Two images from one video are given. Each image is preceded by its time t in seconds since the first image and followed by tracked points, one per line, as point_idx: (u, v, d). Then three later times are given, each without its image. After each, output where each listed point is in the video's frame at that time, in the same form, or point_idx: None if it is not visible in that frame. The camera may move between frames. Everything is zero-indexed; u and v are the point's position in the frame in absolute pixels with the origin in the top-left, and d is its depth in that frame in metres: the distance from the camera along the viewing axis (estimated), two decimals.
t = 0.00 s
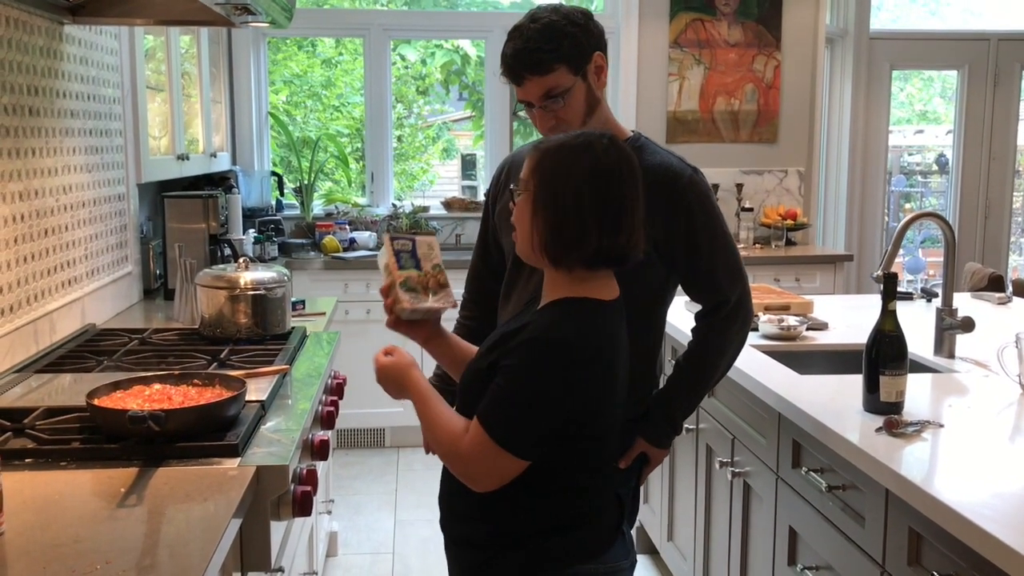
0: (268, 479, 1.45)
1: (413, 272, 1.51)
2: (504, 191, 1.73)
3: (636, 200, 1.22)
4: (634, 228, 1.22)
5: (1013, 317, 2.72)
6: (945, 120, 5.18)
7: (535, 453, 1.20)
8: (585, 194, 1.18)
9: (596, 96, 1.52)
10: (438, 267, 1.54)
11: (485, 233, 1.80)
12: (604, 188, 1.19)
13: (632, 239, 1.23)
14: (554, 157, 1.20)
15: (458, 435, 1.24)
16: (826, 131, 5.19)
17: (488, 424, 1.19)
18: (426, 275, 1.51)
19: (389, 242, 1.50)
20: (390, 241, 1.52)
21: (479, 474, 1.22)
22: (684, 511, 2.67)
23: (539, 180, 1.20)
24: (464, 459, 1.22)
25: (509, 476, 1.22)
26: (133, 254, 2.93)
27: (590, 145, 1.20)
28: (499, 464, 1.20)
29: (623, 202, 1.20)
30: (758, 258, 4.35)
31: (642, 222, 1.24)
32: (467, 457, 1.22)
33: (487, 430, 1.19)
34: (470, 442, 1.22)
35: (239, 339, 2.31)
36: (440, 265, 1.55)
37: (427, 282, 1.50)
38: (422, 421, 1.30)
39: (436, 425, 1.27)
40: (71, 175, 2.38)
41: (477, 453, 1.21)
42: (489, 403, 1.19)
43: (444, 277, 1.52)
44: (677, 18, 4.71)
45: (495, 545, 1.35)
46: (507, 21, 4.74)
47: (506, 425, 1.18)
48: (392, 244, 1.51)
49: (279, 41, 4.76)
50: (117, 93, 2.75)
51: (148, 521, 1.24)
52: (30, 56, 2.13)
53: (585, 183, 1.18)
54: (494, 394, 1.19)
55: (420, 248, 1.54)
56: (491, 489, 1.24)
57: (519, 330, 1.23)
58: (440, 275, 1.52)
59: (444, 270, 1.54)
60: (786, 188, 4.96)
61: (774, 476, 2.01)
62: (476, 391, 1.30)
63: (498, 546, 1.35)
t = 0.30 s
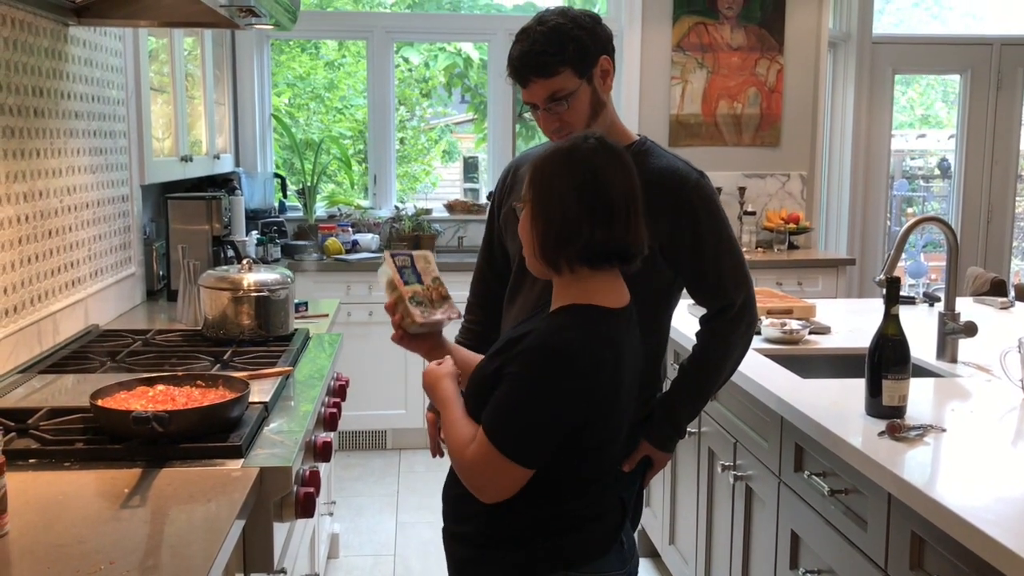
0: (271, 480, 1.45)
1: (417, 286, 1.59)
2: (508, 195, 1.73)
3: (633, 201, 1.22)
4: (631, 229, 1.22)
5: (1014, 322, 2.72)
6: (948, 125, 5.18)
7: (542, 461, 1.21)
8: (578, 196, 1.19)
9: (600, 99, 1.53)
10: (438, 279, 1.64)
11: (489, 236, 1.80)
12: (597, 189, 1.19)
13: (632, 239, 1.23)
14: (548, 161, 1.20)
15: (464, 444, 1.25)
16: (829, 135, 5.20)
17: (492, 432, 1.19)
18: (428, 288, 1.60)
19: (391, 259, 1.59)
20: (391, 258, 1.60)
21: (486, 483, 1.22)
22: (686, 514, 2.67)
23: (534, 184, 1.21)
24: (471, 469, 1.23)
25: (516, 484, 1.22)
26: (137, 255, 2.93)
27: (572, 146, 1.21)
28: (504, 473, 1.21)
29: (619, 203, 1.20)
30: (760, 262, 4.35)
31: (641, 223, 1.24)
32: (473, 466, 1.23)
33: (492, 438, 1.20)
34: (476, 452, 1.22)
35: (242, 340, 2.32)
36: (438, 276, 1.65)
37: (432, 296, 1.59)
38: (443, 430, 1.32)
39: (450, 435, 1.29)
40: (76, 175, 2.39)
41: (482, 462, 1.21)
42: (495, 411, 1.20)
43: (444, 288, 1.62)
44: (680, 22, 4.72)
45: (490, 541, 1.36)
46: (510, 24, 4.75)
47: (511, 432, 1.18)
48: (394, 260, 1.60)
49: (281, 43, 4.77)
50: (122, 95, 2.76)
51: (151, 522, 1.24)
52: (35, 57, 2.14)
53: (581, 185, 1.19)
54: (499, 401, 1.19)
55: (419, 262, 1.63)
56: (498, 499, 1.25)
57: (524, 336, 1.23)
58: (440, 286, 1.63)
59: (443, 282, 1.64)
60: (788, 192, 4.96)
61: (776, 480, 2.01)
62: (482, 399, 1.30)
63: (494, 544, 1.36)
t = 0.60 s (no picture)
0: (268, 482, 1.45)
1: (411, 296, 1.60)
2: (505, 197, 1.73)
3: (622, 204, 1.22)
4: (618, 231, 1.22)
5: (1012, 323, 2.72)
6: (945, 126, 5.19)
7: (537, 466, 1.21)
8: (564, 201, 1.19)
9: (598, 101, 1.53)
10: (433, 290, 1.65)
11: (488, 239, 1.81)
12: (584, 193, 1.19)
13: (622, 241, 1.23)
14: (532, 166, 1.21)
15: (458, 451, 1.26)
16: (827, 136, 5.20)
17: (487, 439, 1.20)
18: (423, 298, 1.61)
19: (382, 275, 1.62)
20: (382, 273, 1.63)
21: (479, 489, 1.23)
22: (684, 516, 2.67)
23: (520, 189, 1.22)
24: (464, 475, 1.24)
25: (510, 491, 1.23)
26: (135, 256, 2.93)
27: (551, 150, 1.21)
28: (498, 478, 1.21)
29: (602, 206, 1.20)
30: (759, 263, 4.36)
31: (630, 225, 1.24)
32: (466, 472, 1.24)
33: (487, 445, 1.20)
34: (469, 458, 1.23)
35: (241, 341, 2.32)
36: (434, 288, 1.67)
37: (427, 304, 1.60)
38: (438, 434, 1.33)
39: (445, 440, 1.29)
40: (74, 177, 2.39)
41: (476, 469, 1.22)
42: (488, 417, 1.20)
43: (439, 298, 1.63)
44: (678, 23, 4.72)
45: (484, 544, 1.36)
46: (508, 25, 4.75)
47: (505, 439, 1.19)
48: (386, 275, 1.62)
49: (280, 44, 4.78)
50: (120, 96, 2.76)
51: (149, 523, 1.24)
52: (33, 58, 2.14)
53: (568, 190, 1.19)
54: (493, 408, 1.20)
55: (412, 275, 1.65)
56: (492, 505, 1.25)
57: (518, 342, 1.24)
58: (436, 295, 1.63)
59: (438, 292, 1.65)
60: (786, 193, 4.96)
61: (774, 481, 2.01)
62: (477, 404, 1.30)
63: (489, 546, 1.36)
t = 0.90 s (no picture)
0: (260, 479, 1.45)
1: (404, 294, 1.60)
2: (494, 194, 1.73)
3: (609, 203, 1.22)
4: (605, 230, 1.22)
5: (1003, 322, 2.73)
6: (938, 126, 5.20)
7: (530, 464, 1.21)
8: (551, 201, 1.18)
9: (588, 100, 1.53)
10: (427, 288, 1.64)
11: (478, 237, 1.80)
12: (569, 193, 1.18)
13: (609, 239, 1.23)
14: (514, 165, 1.20)
15: (449, 444, 1.25)
16: (820, 136, 5.21)
17: (478, 436, 1.20)
18: (417, 296, 1.61)
19: (377, 272, 1.63)
20: (377, 270, 1.63)
21: (466, 484, 1.23)
22: (677, 514, 2.68)
23: (502, 190, 1.21)
24: (455, 470, 1.23)
25: (498, 487, 1.23)
26: (127, 254, 2.92)
27: (530, 151, 1.20)
28: (488, 474, 1.21)
29: (587, 204, 1.19)
30: (751, 262, 4.36)
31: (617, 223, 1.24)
32: (456, 466, 1.23)
33: (478, 442, 1.20)
34: (461, 453, 1.23)
35: (233, 339, 2.31)
36: (427, 286, 1.66)
37: (421, 302, 1.59)
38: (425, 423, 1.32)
39: (435, 431, 1.28)
40: (65, 174, 2.38)
41: (466, 464, 1.22)
42: (479, 415, 1.20)
43: (432, 296, 1.63)
44: (672, 22, 4.73)
45: (478, 543, 1.36)
46: (502, 23, 4.75)
47: (497, 438, 1.19)
48: (381, 272, 1.63)
49: (273, 41, 4.77)
50: (112, 93, 2.75)
51: (140, 521, 1.24)
52: (25, 55, 2.13)
53: (554, 189, 1.18)
54: (484, 406, 1.19)
55: (406, 273, 1.65)
56: (478, 499, 1.25)
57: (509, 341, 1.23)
58: (429, 293, 1.63)
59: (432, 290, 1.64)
60: (779, 192, 4.97)
61: (766, 479, 2.01)
62: (468, 401, 1.30)
63: (482, 546, 1.35)
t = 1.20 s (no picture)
0: (252, 476, 1.45)
1: (389, 299, 1.55)
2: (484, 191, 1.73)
3: (592, 200, 1.22)
4: (589, 227, 1.21)
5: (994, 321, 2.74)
6: (929, 125, 5.22)
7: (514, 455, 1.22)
8: (534, 198, 1.18)
9: (580, 98, 1.53)
10: (413, 290, 1.59)
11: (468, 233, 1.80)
12: (553, 191, 1.18)
13: (594, 237, 1.23)
14: (495, 164, 1.20)
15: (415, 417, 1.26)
16: (812, 135, 5.23)
17: (456, 425, 1.20)
18: (403, 298, 1.56)
19: (356, 280, 1.58)
20: (358, 278, 1.58)
21: (429, 459, 1.24)
22: (669, 511, 2.68)
23: (484, 189, 1.21)
24: (419, 443, 1.24)
25: (461, 467, 1.23)
26: (119, 251, 2.91)
27: (510, 152, 1.20)
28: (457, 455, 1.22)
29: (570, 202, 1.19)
30: (743, 260, 4.37)
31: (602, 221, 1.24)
32: (421, 439, 1.24)
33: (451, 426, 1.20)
34: (428, 426, 1.23)
35: (225, 336, 2.31)
36: (413, 288, 1.62)
37: (407, 304, 1.54)
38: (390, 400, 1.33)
39: (403, 405, 1.29)
40: (57, 171, 2.37)
41: (433, 440, 1.22)
42: (457, 404, 1.20)
43: (420, 297, 1.57)
44: (665, 20, 4.73)
45: (467, 538, 1.36)
46: (494, 20, 4.74)
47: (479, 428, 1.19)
48: (361, 280, 1.58)
49: (265, 38, 4.75)
50: (104, 89, 2.74)
51: (132, 518, 1.23)
52: (16, 50, 2.12)
53: (537, 188, 1.18)
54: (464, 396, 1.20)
55: (388, 277, 1.61)
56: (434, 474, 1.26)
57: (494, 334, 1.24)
58: (416, 294, 1.58)
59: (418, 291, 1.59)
60: (771, 191, 4.98)
61: (757, 476, 2.02)
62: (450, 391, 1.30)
63: (470, 541, 1.35)
